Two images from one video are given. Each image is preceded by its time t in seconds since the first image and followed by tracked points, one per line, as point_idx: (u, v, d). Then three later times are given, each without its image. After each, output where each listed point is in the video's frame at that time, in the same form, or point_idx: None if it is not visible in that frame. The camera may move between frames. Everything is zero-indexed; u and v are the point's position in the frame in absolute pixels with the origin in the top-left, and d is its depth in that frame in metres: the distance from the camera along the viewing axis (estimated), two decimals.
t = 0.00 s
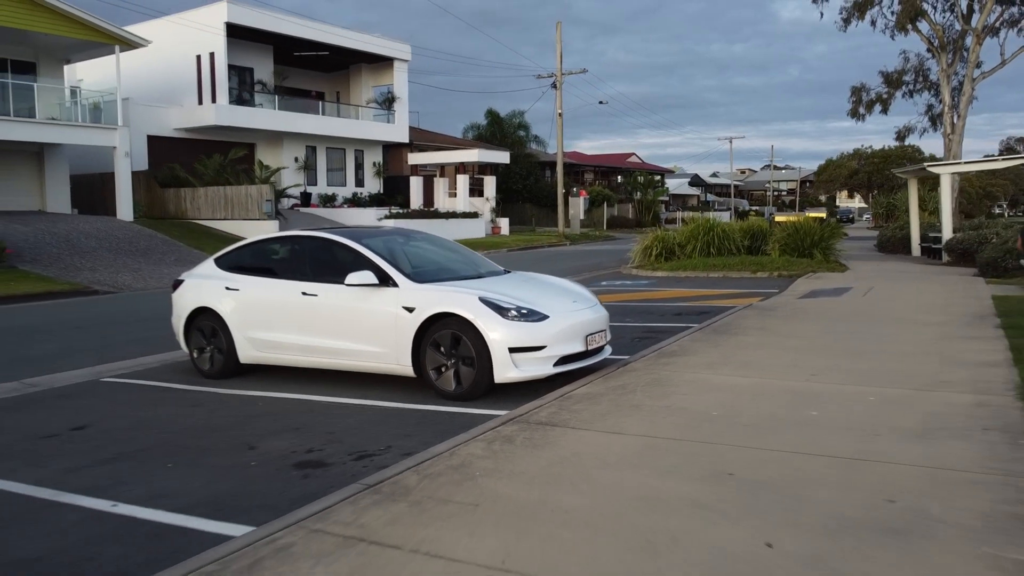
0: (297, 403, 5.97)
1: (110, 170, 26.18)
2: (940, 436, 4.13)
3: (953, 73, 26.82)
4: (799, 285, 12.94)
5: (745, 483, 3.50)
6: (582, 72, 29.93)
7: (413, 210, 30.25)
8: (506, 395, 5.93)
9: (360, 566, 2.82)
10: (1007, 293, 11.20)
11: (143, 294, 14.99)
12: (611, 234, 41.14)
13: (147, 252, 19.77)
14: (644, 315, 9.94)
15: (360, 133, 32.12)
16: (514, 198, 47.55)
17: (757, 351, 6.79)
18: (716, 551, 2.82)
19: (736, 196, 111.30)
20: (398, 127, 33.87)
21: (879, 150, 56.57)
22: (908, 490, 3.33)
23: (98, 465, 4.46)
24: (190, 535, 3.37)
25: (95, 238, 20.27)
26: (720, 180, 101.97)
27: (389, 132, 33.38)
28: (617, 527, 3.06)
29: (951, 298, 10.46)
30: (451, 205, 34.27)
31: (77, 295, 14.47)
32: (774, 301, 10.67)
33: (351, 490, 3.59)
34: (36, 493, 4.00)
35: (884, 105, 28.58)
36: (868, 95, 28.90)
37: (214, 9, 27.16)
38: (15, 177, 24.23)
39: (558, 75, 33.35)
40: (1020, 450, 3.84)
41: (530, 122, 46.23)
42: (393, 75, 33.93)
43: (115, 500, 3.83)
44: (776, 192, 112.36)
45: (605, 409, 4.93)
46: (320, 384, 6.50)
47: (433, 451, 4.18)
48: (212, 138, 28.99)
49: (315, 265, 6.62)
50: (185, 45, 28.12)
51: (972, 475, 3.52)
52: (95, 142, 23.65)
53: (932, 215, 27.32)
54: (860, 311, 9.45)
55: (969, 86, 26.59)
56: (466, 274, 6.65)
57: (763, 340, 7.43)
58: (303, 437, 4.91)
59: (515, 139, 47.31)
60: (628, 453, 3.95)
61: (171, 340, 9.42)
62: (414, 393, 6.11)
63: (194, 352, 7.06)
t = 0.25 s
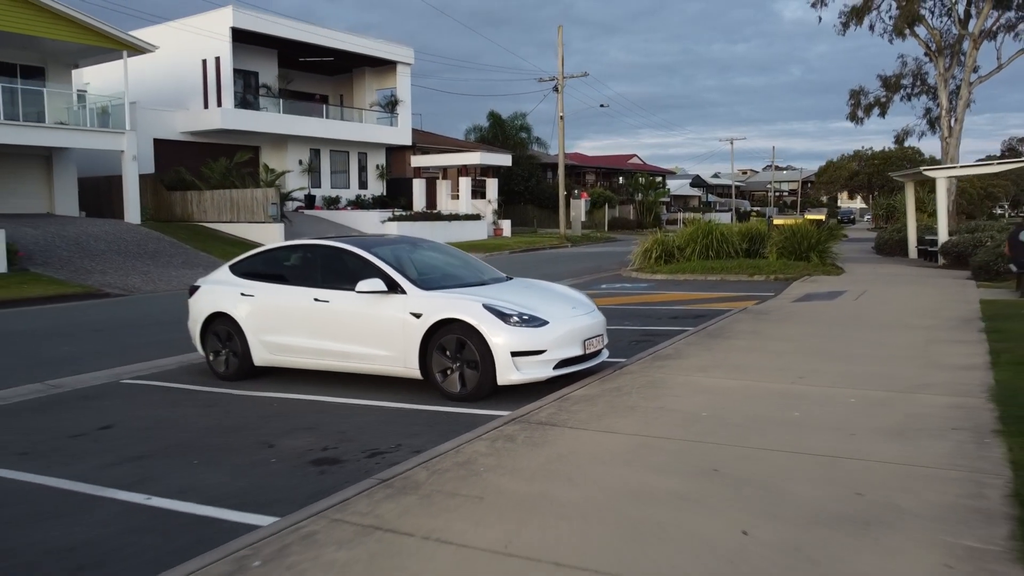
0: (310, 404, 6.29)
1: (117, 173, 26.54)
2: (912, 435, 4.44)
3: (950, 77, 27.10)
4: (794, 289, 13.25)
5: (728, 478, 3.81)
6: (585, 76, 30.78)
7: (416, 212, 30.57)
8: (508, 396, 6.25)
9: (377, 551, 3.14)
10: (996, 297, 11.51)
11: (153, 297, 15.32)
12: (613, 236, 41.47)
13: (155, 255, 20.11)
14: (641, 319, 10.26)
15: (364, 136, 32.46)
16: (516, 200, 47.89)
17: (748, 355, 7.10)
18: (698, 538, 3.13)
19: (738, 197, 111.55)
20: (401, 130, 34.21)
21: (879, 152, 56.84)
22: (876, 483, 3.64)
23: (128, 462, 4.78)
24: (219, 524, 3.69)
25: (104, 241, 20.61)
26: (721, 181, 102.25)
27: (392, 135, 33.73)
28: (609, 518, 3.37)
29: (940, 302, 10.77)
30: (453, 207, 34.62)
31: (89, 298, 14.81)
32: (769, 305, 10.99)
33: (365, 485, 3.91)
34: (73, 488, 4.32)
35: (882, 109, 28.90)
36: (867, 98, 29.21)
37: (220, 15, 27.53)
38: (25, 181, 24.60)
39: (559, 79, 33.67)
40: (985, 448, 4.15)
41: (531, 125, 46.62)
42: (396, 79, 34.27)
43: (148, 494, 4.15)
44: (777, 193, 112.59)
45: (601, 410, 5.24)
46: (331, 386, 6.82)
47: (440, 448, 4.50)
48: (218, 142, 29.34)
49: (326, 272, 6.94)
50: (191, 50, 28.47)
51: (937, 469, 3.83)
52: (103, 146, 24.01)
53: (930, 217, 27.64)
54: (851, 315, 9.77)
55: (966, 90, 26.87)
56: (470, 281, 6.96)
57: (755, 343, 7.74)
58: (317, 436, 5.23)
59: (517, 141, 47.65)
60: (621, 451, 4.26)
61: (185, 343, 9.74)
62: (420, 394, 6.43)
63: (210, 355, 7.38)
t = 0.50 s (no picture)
0: (321, 405, 6.62)
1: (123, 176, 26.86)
2: (886, 434, 4.76)
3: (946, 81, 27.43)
4: (789, 292, 13.56)
5: (712, 473, 4.14)
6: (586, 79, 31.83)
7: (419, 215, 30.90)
8: (511, 398, 6.58)
9: (393, 538, 3.47)
10: (984, 301, 11.82)
11: (162, 300, 15.65)
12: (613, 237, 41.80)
13: (163, 258, 20.40)
14: (639, 322, 10.58)
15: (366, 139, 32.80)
16: (518, 201, 48.21)
17: (740, 358, 7.43)
18: (682, 526, 3.47)
19: (738, 198, 111.83)
20: (404, 133, 34.56)
21: (879, 154, 57.11)
22: (848, 478, 3.97)
23: (155, 459, 5.11)
24: (245, 515, 4.02)
25: (112, 245, 20.91)
26: (722, 182, 102.51)
27: (394, 137, 34.07)
28: (603, 509, 3.71)
29: (929, 305, 11.09)
30: (456, 209, 34.97)
31: (100, 301, 15.14)
32: (763, 308, 11.30)
33: (379, 479, 4.25)
34: (107, 483, 4.65)
35: (880, 113, 29.24)
36: (865, 102, 29.55)
37: (225, 20, 27.88)
38: (33, 184, 24.94)
39: (560, 82, 34.00)
40: (952, 446, 4.47)
41: (532, 127, 47.28)
42: (399, 82, 34.61)
43: (177, 488, 4.49)
44: (778, 193, 112.64)
45: (597, 411, 5.57)
46: (341, 387, 7.16)
47: (447, 447, 4.83)
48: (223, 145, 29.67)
49: (337, 279, 7.28)
50: (196, 54, 28.82)
51: (906, 466, 4.15)
52: (111, 150, 24.34)
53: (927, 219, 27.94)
54: (842, 318, 10.08)
55: (962, 94, 27.20)
56: (473, 287, 7.30)
57: (747, 346, 8.07)
58: (330, 435, 5.56)
59: (517, 144, 48.48)
60: (615, 449, 4.59)
61: (197, 346, 10.07)
62: (427, 396, 6.75)
63: (225, 358, 7.72)
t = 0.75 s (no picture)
0: (331, 406, 6.98)
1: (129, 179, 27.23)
2: (862, 432, 5.11)
3: (942, 85, 27.77)
4: (782, 295, 13.92)
5: (698, 469, 4.49)
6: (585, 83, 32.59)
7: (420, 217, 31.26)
8: (511, 399, 6.93)
9: (405, 526, 3.82)
10: (971, 304, 12.18)
11: (170, 302, 16.00)
12: (613, 239, 42.15)
13: (170, 261, 20.76)
14: (635, 325, 10.93)
15: (369, 142, 33.18)
16: (518, 203, 48.57)
17: (730, 360, 7.79)
18: (668, 515, 3.82)
19: (738, 198, 112.18)
20: (406, 136, 34.93)
21: (877, 155, 57.47)
22: (822, 473, 4.32)
23: (179, 456, 5.47)
24: (267, 507, 4.38)
25: (120, 247, 21.27)
26: (721, 182, 102.85)
27: (396, 141, 34.44)
28: (596, 500, 4.06)
29: (916, 309, 11.45)
30: (457, 211, 35.39)
31: (110, 304, 15.50)
32: (756, 311, 11.65)
33: (390, 474, 4.60)
34: (136, 478, 5.01)
35: (876, 116, 29.58)
36: (861, 105, 29.91)
37: (230, 25, 28.25)
38: (40, 187, 25.32)
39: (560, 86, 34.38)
40: (921, 444, 4.83)
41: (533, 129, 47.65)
42: (401, 85, 34.95)
43: (203, 483, 4.84)
44: (778, 194, 113.05)
45: (593, 411, 5.93)
46: (350, 389, 7.51)
47: (452, 444, 5.18)
48: (227, 149, 30.04)
49: (346, 285, 7.64)
50: (201, 58, 29.19)
51: (876, 462, 4.50)
52: (118, 154, 24.71)
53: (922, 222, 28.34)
54: (831, 321, 10.43)
55: (957, 98, 27.55)
56: (476, 293, 7.65)
57: (737, 349, 8.42)
58: (341, 434, 5.91)
59: (519, 145, 48.94)
60: (608, 446, 4.95)
61: (208, 348, 10.43)
62: (432, 397, 7.11)
63: (238, 360, 8.08)
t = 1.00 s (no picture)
0: (340, 406, 7.35)
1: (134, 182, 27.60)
2: (838, 432, 5.48)
3: (936, 89, 28.14)
4: (775, 299, 14.29)
5: (683, 464, 4.87)
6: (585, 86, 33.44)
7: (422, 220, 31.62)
8: (510, 400, 7.31)
9: (414, 516, 4.20)
10: (957, 308, 12.55)
11: (178, 305, 16.37)
12: (612, 240, 42.51)
13: (176, 263, 21.12)
14: (631, 328, 11.29)
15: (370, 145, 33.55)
16: (518, 204, 48.93)
17: (719, 363, 8.17)
18: (654, 506, 4.19)
19: (738, 199, 112.53)
20: (407, 139, 35.31)
21: (874, 157, 57.78)
22: (796, 469, 4.69)
23: (200, 453, 5.85)
24: (286, 499, 4.75)
25: (127, 250, 21.63)
26: (721, 183, 103.19)
27: (397, 144, 34.83)
28: (588, 493, 4.43)
29: (903, 312, 11.82)
30: (457, 213, 35.80)
31: (120, 306, 15.87)
32: (748, 315, 12.02)
33: (398, 470, 4.97)
34: (162, 473, 5.38)
35: (871, 120, 29.94)
36: (857, 109, 30.26)
37: (234, 30, 28.63)
38: (47, 191, 25.69)
39: (560, 89, 34.76)
40: (890, 442, 5.21)
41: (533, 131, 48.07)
42: (402, 88, 35.32)
43: (225, 478, 5.22)
44: (777, 195, 113.38)
45: (588, 411, 6.30)
46: (357, 390, 7.89)
47: (455, 442, 5.56)
48: (230, 152, 30.40)
49: (353, 291, 8.01)
50: (205, 62, 29.56)
51: (847, 459, 4.88)
52: (123, 158, 25.07)
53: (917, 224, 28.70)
54: (820, 325, 10.80)
55: (951, 102, 27.92)
56: (477, 299, 8.02)
57: (727, 352, 8.78)
58: (351, 433, 6.29)
59: (519, 147, 49.36)
60: (601, 444, 5.32)
61: (219, 351, 10.82)
62: (436, 398, 7.49)
63: (250, 363, 8.46)
